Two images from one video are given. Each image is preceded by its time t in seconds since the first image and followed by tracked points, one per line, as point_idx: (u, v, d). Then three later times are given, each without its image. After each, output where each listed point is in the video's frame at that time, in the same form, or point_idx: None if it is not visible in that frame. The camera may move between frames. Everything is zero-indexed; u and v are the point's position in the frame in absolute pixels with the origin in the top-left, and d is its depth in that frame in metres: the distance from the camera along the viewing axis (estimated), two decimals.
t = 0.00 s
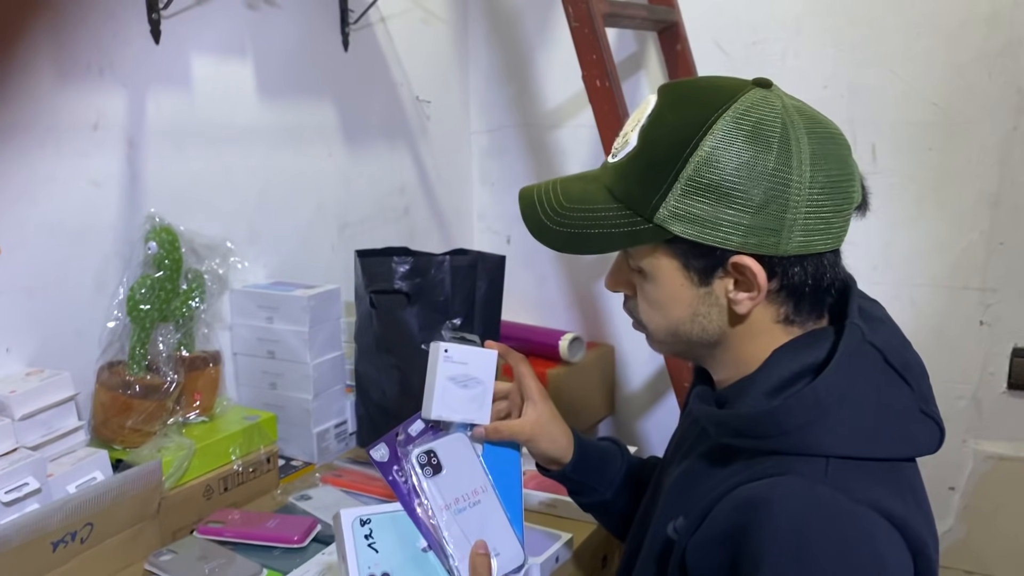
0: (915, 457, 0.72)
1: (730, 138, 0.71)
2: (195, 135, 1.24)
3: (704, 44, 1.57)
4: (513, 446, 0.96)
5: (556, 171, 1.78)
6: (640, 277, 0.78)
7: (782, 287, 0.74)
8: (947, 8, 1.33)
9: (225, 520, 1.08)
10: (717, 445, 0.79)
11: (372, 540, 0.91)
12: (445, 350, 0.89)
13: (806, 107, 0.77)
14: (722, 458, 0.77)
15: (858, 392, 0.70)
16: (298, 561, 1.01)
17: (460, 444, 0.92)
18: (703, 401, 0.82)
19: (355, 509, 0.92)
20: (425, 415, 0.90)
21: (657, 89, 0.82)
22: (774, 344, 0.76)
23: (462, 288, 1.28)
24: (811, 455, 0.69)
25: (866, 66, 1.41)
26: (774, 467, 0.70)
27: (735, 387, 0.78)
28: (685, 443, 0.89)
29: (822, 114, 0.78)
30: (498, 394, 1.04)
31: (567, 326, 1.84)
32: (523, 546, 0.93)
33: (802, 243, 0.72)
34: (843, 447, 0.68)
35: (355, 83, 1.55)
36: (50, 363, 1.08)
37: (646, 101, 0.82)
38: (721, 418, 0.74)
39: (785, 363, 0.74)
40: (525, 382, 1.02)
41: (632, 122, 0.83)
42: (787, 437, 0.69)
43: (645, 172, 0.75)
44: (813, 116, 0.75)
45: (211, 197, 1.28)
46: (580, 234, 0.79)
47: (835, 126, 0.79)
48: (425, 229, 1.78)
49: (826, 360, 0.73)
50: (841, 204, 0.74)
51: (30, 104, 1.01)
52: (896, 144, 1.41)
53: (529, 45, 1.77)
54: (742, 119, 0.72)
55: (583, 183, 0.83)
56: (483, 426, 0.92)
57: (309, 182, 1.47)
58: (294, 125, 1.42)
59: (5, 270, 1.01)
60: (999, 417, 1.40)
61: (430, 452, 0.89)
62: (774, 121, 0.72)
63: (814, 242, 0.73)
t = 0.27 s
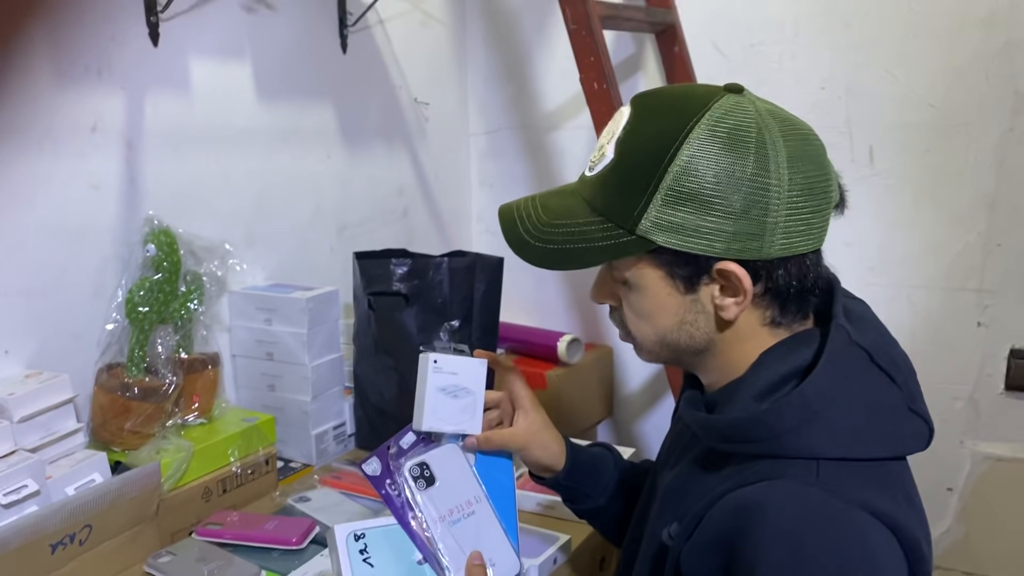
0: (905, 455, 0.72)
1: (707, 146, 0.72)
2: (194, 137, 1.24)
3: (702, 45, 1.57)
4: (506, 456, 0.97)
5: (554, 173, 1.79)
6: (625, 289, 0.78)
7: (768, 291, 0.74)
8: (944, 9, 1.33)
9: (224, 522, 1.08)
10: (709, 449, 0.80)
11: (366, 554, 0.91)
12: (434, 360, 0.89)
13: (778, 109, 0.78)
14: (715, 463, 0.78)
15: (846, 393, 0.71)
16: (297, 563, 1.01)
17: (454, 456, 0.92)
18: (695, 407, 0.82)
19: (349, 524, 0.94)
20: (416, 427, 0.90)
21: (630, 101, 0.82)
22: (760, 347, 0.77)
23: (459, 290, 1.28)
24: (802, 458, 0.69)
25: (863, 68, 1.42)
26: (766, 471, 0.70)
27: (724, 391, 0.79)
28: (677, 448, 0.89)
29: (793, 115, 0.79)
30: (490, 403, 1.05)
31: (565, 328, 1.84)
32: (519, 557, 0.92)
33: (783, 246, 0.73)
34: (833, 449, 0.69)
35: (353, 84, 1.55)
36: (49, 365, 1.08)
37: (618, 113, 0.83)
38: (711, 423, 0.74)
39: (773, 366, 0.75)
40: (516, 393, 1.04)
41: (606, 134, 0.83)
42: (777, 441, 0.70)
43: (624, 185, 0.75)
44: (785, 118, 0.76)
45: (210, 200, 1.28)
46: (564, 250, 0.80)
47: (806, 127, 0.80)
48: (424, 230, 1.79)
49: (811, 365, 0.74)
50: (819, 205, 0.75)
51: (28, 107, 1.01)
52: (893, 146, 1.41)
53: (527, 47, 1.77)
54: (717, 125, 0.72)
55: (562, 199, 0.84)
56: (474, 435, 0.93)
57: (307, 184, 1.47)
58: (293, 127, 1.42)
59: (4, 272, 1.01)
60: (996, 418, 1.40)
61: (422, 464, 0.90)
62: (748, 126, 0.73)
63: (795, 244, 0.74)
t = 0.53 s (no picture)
0: (901, 455, 0.73)
1: (698, 140, 0.72)
2: (192, 138, 1.24)
3: (701, 46, 1.57)
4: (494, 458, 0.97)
5: (553, 174, 1.79)
6: (617, 284, 0.79)
7: (760, 287, 0.75)
8: (942, 10, 1.34)
9: (223, 523, 1.08)
10: (704, 452, 0.80)
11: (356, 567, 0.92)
12: (414, 368, 0.89)
13: (772, 106, 0.78)
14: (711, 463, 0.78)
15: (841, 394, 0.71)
16: (295, 564, 1.01)
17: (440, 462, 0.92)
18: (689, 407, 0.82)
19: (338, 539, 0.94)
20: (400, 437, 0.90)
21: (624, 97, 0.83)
22: (754, 345, 0.78)
23: (458, 291, 1.28)
24: (797, 458, 0.69)
25: (861, 69, 1.42)
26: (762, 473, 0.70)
27: (718, 391, 0.79)
28: (672, 450, 0.89)
29: (787, 113, 0.79)
30: (474, 407, 1.05)
31: (564, 329, 1.84)
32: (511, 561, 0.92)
33: (774, 242, 0.73)
34: (829, 449, 0.69)
35: (352, 85, 1.55)
36: (48, 367, 1.08)
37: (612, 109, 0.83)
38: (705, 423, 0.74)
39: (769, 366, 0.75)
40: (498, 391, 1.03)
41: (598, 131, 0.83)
42: (772, 442, 0.70)
43: (616, 179, 0.76)
44: (778, 115, 0.76)
45: (209, 201, 1.28)
46: (556, 245, 0.80)
47: (801, 125, 0.80)
48: (422, 231, 1.79)
49: (804, 365, 0.74)
50: (810, 201, 0.75)
51: (27, 109, 1.02)
52: (891, 147, 1.41)
53: (526, 48, 1.77)
54: (709, 121, 0.73)
55: (555, 196, 0.85)
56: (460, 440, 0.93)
57: (306, 185, 1.47)
58: (291, 128, 1.43)
59: (3, 273, 1.01)
60: (995, 419, 1.40)
61: (407, 473, 0.90)
62: (739, 122, 0.73)
63: (786, 241, 0.74)
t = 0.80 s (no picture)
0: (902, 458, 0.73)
1: (665, 142, 0.72)
2: (191, 140, 1.24)
3: (699, 47, 1.57)
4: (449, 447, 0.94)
5: (552, 175, 1.79)
6: (606, 293, 0.79)
7: (745, 283, 0.74)
8: (941, 11, 1.34)
9: (222, 523, 1.08)
10: (702, 451, 0.80)
11: None
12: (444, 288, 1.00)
13: (740, 103, 0.79)
14: (708, 464, 0.78)
15: (841, 397, 0.71)
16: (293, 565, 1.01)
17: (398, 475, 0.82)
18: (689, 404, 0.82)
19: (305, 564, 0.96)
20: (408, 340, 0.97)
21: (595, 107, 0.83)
22: (750, 343, 0.77)
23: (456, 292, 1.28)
24: (796, 460, 0.69)
25: (859, 70, 1.42)
26: (761, 475, 0.70)
27: (717, 392, 0.79)
28: (669, 448, 0.89)
29: (756, 108, 0.79)
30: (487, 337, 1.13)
31: (563, 329, 1.84)
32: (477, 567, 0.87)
33: (753, 237, 0.73)
34: (829, 453, 0.69)
35: (350, 86, 1.55)
36: (46, 368, 1.08)
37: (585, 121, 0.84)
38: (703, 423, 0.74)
39: (769, 367, 0.75)
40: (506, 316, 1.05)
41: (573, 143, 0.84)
42: (772, 444, 0.70)
43: (591, 189, 0.76)
44: (745, 111, 0.77)
45: (207, 202, 1.28)
46: (538, 259, 0.80)
47: (772, 118, 0.80)
48: (421, 232, 1.79)
49: (807, 366, 0.75)
50: (786, 193, 0.75)
51: (25, 110, 1.02)
52: (889, 148, 1.42)
53: (524, 49, 1.78)
54: (675, 122, 0.73)
55: (536, 210, 0.85)
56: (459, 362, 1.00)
57: (305, 186, 1.47)
58: (290, 129, 1.43)
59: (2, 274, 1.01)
60: (994, 419, 1.40)
61: (369, 489, 0.80)
62: (706, 120, 0.73)
63: (764, 235, 0.74)
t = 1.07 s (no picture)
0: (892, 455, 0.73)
1: (646, 143, 0.73)
2: (190, 140, 1.24)
3: (698, 48, 1.57)
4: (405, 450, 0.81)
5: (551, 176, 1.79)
6: (599, 298, 0.79)
7: (733, 281, 0.75)
8: (940, 12, 1.34)
9: (221, 524, 1.08)
10: (694, 451, 0.80)
11: None
12: (447, 280, 1.03)
13: (721, 104, 0.79)
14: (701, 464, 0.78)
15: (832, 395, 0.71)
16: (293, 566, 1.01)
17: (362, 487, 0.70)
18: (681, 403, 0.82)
19: None
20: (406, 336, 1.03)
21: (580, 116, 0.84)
22: (740, 341, 0.78)
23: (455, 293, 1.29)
24: (790, 458, 0.70)
25: (858, 71, 1.42)
26: (755, 474, 0.70)
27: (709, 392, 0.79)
28: (661, 451, 0.89)
29: (738, 108, 0.80)
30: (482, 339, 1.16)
31: (562, 330, 1.84)
32: None
33: (736, 233, 0.73)
34: (820, 449, 0.70)
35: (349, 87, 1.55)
36: (44, 369, 1.08)
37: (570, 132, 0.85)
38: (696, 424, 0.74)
39: (761, 365, 0.76)
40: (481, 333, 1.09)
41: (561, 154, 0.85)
42: (765, 443, 0.70)
43: (577, 195, 0.77)
44: (726, 111, 0.77)
45: (206, 203, 1.28)
46: (529, 268, 0.81)
47: (755, 117, 0.80)
48: (420, 233, 1.79)
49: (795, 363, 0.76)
50: (770, 189, 0.75)
51: (24, 111, 1.02)
52: (888, 148, 1.42)
53: (524, 50, 1.78)
54: (655, 124, 0.74)
55: (525, 219, 0.86)
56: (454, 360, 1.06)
57: (305, 186, 1.47)
58: (289, 130, 1.43)
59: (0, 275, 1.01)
60: (993, 420, 1.40)
61: (344, 517, 0.66)
62: (686, 120, 0.74)
63: (747, 233, 0.74)
